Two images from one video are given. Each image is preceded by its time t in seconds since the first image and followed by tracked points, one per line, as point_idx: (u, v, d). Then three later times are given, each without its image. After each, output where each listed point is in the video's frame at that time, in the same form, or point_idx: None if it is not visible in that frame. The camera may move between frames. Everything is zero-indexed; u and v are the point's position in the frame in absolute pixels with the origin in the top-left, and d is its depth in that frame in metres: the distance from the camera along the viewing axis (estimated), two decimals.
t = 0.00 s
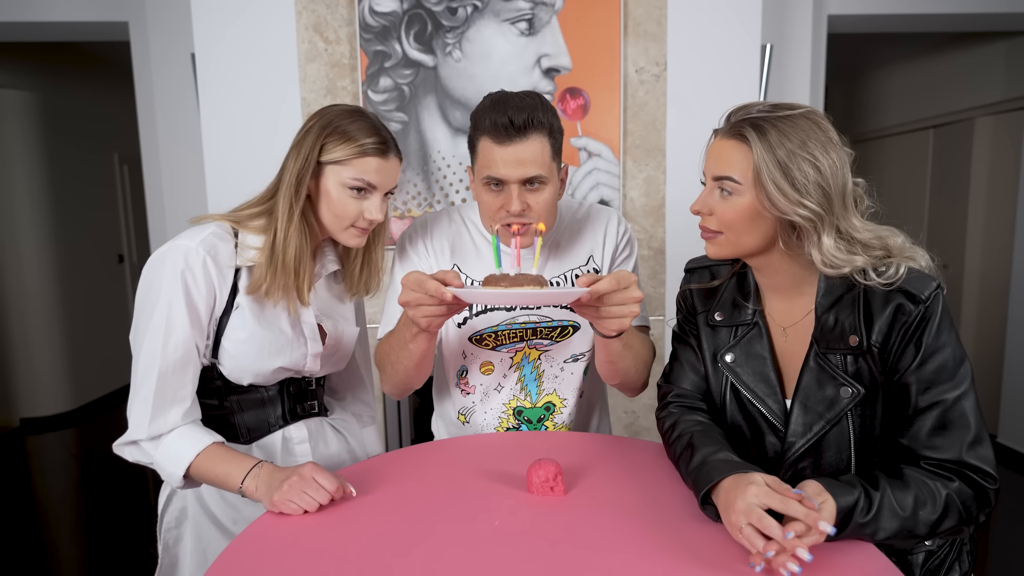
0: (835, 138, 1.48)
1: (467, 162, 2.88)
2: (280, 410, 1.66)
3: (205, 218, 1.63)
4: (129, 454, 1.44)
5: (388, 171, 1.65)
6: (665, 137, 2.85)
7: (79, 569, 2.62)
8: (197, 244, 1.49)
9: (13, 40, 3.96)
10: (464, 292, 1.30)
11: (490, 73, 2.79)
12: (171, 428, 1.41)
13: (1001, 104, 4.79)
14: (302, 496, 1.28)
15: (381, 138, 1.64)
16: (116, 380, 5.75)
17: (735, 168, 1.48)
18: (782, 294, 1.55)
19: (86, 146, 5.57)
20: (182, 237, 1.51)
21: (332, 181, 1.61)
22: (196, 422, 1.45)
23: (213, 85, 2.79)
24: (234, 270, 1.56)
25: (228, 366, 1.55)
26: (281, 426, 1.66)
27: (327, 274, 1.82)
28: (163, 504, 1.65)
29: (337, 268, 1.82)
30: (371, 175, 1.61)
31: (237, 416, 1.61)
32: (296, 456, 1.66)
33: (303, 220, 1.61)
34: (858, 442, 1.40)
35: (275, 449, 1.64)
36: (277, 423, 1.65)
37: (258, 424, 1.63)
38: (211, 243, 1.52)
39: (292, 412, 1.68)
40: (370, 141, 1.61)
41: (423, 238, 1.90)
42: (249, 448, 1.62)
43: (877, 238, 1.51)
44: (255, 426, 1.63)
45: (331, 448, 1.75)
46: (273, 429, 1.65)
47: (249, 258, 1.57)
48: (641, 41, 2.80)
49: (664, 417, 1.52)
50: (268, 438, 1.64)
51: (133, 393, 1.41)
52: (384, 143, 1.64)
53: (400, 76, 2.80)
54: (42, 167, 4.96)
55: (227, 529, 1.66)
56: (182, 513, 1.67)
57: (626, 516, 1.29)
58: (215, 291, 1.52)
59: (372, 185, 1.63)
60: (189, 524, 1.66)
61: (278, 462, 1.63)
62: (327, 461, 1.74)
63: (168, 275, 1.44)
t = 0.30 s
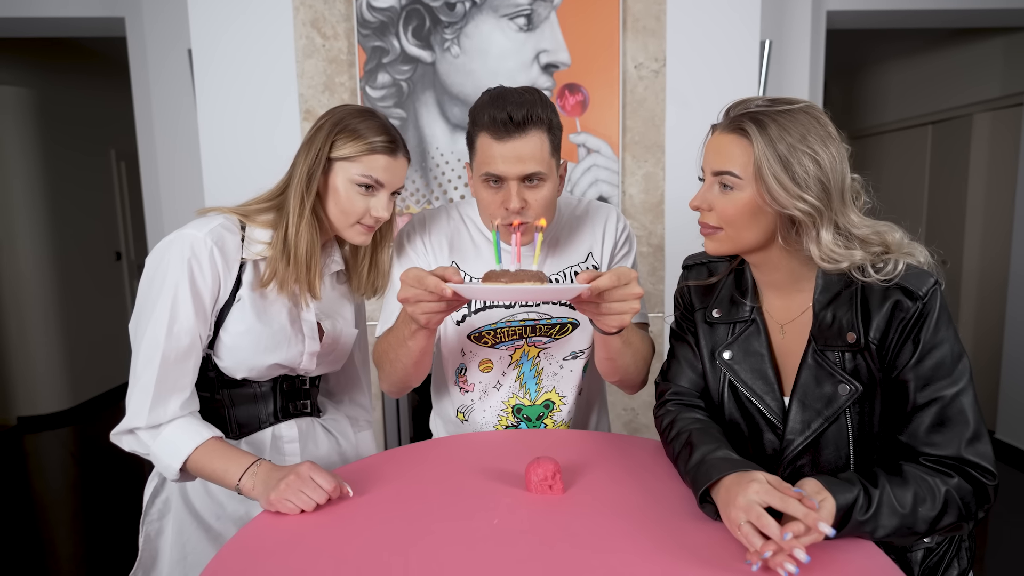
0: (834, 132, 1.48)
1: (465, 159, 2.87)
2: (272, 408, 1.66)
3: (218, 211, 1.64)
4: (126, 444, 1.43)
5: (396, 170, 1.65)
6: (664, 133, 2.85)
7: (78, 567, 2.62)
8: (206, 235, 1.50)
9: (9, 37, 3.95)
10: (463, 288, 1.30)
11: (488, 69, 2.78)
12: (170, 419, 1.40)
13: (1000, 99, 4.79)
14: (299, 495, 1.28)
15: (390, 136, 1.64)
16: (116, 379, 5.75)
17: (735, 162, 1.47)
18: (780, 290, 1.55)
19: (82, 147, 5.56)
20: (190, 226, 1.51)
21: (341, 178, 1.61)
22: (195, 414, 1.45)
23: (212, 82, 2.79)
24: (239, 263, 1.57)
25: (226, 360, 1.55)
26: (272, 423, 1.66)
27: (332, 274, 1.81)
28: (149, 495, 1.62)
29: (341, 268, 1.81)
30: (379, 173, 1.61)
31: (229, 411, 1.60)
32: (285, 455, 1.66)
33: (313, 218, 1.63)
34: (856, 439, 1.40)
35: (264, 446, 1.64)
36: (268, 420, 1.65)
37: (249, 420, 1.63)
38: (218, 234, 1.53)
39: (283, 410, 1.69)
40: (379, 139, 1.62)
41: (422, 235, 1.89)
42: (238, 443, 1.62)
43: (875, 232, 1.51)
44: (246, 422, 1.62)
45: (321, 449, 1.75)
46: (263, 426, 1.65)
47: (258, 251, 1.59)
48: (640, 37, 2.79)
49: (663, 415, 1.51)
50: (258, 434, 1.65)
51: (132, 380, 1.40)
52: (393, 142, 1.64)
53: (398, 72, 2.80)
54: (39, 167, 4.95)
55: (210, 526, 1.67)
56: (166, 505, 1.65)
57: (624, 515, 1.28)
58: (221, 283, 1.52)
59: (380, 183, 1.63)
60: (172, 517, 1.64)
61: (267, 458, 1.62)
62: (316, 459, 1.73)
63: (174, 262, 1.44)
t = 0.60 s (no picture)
0: (835, 129, 1.49)
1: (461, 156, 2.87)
2: (268, 407, 1.65)
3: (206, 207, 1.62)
4: (119, 442, 1.43)
5: (383, 154, 1.64)
6: (661, 131, 2.85)
7: (74, 567, 2.62)
8: (198, 230, 1.50)
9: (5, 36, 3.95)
10: (458, 287, 1.29)
11: (485, 66, 2.78)
12: (163, 417, 1.40)
13: (998, 97, 4.79)
14: (293, 496, 1.28)
15: (376, 120, 1.64)
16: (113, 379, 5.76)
17: (736, 153, 1.47)
18: (776, 287, 1.54)
19: (78, 148, 5.56)
20: (182, 222, 1.51)
21: (329, 165, 1.61)
22: (189, 413, 1.44)
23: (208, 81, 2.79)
24: (233, 259, 1.56)
25: (220, 356, 1.54)
26: (267, 422, 1.65)
27: (329, 270, 1.82)
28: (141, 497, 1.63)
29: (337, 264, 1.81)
30: (367, 157, 1.61)
31: (223, 409, 1.60)
32: (280, 455, 1.66)
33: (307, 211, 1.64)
34: (853, 437, 1.39)
35: (259, 446, 1.64)
36: (263, 419, 1.65)
37: (244, 419, 1.63)
38: (211, 230, 1.53)
39: (279, 408, 1.67)
40: (365, 124, 1.62)
41: (416, 231, 1.88)
42: (234, 443, 1.62)
43: (872, 230, 1.51)
44: (241, 421, 1.62)
45: (317, 450, 1.74)
46: (258, 426, 1.64)
47: (255, 247, 1.58)
48: (637, 34, 2.79)
49: (658, 414, 1.51)
50: (253, 433, 1.64)
51: (125, 378, 1.40)
52: (378, 126, 1.64)
53: (394, 70, 2.79)
54: (35, 169, 4.96)
55: (204, 526, 1.67)
56: (158, 506, 1.65)
57: (620, 514, 1.28)
58: (217, 281, 1.52)
59: (368, 168, 1.62)
60: (165, 519, 1.64)
61: (262, 458, 1.62)
62: (312, 460, 1.73)
63: (168, 259, 1.44)
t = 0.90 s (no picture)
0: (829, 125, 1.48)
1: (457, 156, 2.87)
2: (272, 404, 1.65)
3: (181, 212, 1.60)
4: (115, 453, 1.44)
5: (329, 115, 1.63)
6: (658, 130, 2.84)
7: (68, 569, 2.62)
8: (174, 233, 1.48)
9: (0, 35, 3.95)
10: (453, 289, 1.29)
11: (481, 66, 2.78)
12: (156, 424, 1.40)
13: (994, 96, 4.80)
14: (287, 497, 1.28)
15: (312, 83, 1.63)
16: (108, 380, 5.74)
17: (733, 151, 1.46)
18: (772, 286, 1.54)
19: (74, 149, 5.57)
20: (157, 227, 1.49)
21: (277, 138, 1.59)
22: (183, 419, 1.44)
23: (204, 81, 2.78)
24: (216, 256, 1.56)
25: (215, 356, 1.53)
26: (273, 420, 1.65)
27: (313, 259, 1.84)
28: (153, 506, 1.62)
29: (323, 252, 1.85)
30: (312, 120, 1.60)
31: (226, 411, 1.59)
32: (288, 453, 1.66)
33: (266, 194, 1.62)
34: (850, 437, 1.39)
35: (266, 446, 1.63)
36: (269, 417, 1.64)
37: (249, 419, 1.62)
38: (187, 233, 1.51)
39: (284, 405, 1.67)
40: (302, 88, 1.60)
41: (410, 233, 1.87)
42: (241, 444, 1.60)
43: (870, 228, 1.51)
44: (245, 421, 1.61)
45: (325, 448, 1.74)
46: (265, 424, 1.64)
47: (231, 244, 1.58)
48: (633, 34, 2.79)
49: (655, 414, 1.51)
50: (260, 433, 1.63)
51: (116, 387, 1.40)
52: (316, 87, 1.63)
53: (390, 70, 2.78)
54: (31, 170, 4.96)
55: (218, 533, 1.67)
56: (171, 515, 1.64)
57: (616, 515, 1.28)
58: (196, 280, 1.50)
59: (317, 132, 1.61)
60: (178, 527, 1.63)
61: (270, 461, 1.62)
62: (318, 457, 1.72)
63: (146, 266, 1.42)
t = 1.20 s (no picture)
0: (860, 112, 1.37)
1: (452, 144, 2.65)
2: (262, 415, 1.51)
3: (130, 221, 1.47)
4: (81, 485, 1.34)
5: (258, 98, 1.51)
6: (673, 116, 2.67)
7: None
8: (126, 243, 1.37)
9: None
10: (451, 292, 1.17)
11: (479, 45, 2.57)
12: (119, 451, 1.30)
13: None
14: (265, 519, 1.17)
15: (235, 65, 1.50)
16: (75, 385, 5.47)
17: (757, 140, 1.35)
18: (798, 287, 1.42)
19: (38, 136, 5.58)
20: (109, 239, 1.38)
21: (207, 131, 1.48)
22: (151, 442, 1.34)
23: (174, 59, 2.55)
24: (172, 260, 1.44)
25: (193, 368, 1.41)
26: (266, 431, 1.51)
27: (277, 254, 1.73)
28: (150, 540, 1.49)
29: (287, 247, 1.73)
30: (241, 107, 1.48)
31: (213, 427, 1.46)
32: (286, 466, 1.53)
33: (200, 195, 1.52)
34: (883, 453, 1.27)
35: (264, 463, 1.49)
36: (261, 428, 1.50)
37: (240, 433, 1.48)
38: (140, 241, 1.40)
39: (275, 412, 1.54)
40: (225, 72, 1.48)
41: (402, 231, 1.75)
42: (234, 462, 1.47)
43: (906, 224, 1.38)
44: (236, 435, 1.47)
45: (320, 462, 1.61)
46: (258, 436, 1.50)
47: (187, 247, 1.46)
48: (645, 11, 2.63)
49: (670, 429, 1.39)
50: (254, 448, 1.49)
51: (77, 414, 1.31)
52: (240, 69, 1.50)
53: (379, 49, 2.57)
54: None
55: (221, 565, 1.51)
56: (169, 548, 1.50)
57: (623, 538, 1.16)
58: (155, 288, 1.39)
59: (248, 120, 1.50)
60: (178, 560, 1.49)
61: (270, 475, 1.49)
62: (316, 468, 1.60)
63: (98, 282, 1.32)
